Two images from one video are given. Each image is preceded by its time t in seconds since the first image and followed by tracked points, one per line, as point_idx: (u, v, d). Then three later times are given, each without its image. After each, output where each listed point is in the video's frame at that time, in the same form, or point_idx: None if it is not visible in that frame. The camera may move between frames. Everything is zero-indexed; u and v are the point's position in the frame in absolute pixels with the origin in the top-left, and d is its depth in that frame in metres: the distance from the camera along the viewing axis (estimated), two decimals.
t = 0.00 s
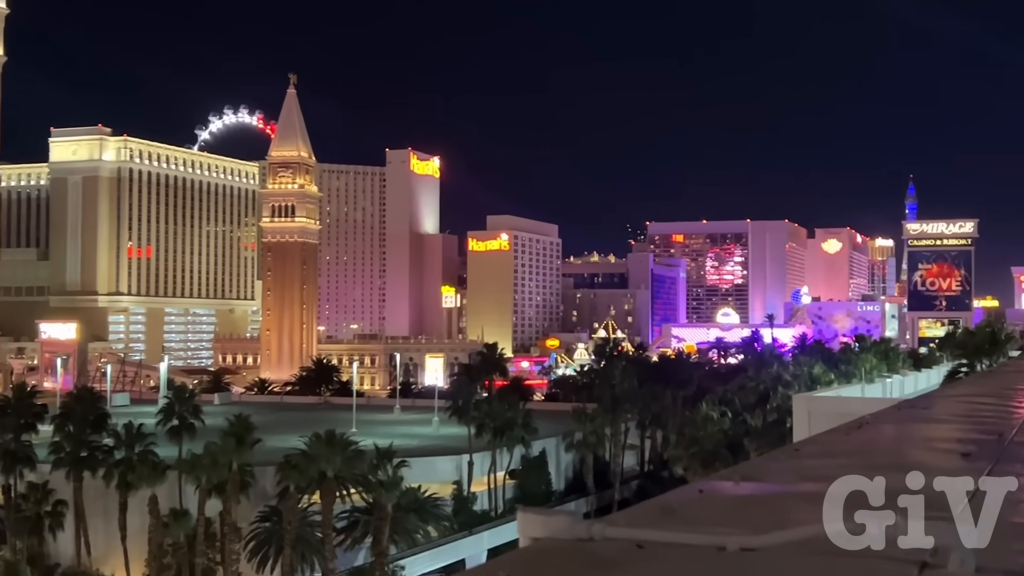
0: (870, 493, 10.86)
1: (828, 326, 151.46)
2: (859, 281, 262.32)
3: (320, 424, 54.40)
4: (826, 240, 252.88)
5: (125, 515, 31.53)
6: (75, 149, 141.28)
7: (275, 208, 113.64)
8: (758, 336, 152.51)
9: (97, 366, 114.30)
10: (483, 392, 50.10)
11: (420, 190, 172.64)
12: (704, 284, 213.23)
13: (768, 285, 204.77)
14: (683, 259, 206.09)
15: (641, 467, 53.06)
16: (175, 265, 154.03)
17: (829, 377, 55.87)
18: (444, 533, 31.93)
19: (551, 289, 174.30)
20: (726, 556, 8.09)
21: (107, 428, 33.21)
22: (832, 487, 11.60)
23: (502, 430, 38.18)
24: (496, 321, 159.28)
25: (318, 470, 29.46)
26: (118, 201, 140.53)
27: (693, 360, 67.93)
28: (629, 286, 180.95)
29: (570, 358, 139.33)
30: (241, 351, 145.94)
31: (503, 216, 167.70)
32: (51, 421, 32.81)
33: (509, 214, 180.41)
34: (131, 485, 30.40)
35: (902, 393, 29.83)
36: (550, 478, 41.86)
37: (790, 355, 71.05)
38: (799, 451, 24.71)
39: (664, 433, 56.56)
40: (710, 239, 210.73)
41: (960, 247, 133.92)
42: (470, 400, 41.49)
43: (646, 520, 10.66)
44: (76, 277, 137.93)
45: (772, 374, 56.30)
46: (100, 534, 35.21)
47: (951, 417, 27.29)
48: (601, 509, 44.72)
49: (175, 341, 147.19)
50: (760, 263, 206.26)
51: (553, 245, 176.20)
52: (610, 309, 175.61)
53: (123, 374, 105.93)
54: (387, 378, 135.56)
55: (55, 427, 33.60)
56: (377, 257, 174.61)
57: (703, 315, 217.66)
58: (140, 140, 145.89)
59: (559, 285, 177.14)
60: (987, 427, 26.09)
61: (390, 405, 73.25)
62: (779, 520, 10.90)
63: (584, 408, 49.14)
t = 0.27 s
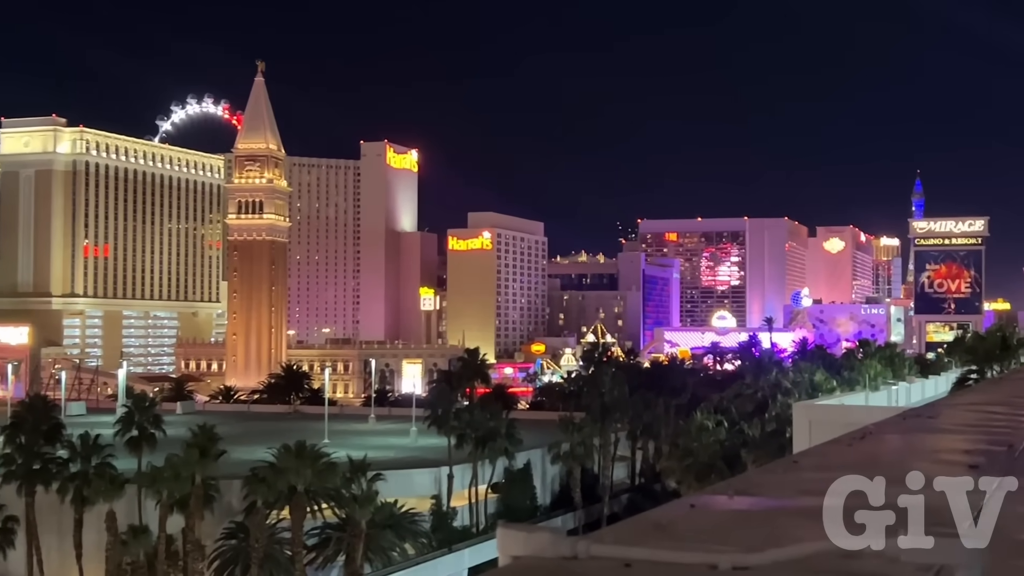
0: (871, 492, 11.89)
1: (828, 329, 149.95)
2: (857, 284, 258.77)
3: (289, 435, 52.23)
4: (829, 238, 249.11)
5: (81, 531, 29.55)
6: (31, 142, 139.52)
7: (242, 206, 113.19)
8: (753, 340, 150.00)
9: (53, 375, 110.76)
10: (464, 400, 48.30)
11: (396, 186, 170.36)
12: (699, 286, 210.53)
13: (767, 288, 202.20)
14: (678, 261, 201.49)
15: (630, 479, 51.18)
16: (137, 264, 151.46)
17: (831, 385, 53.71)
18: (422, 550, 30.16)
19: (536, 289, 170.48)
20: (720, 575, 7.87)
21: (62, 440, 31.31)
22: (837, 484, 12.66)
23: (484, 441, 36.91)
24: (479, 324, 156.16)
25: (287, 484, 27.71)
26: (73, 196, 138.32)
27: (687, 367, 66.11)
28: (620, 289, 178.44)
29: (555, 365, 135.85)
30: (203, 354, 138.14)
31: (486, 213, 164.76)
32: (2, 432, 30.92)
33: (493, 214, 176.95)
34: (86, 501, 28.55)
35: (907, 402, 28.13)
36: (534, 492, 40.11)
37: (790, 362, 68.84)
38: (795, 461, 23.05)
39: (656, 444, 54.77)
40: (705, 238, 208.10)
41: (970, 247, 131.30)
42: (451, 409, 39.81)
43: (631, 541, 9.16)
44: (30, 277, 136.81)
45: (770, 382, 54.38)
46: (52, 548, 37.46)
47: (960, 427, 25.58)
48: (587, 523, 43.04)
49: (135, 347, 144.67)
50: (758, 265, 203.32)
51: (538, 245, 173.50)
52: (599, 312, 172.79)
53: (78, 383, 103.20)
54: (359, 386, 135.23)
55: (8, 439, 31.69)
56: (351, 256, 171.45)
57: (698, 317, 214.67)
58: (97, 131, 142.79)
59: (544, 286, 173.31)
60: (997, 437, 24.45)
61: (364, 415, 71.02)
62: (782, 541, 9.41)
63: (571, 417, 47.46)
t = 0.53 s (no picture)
0: (872, 490, 12.03)
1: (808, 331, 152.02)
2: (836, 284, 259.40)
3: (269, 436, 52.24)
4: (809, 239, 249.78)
5: (59, 531, 29.43)
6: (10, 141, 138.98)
7: (220, 206, 112.42)
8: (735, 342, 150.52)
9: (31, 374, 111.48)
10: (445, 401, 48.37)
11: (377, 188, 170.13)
12: (678, 288, 211.68)
13: (747, 289, 202.06)
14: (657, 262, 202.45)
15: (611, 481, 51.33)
16: (117, 264, 151.11)
17: (808, 386, 53.98)
18: (401, 552, 30.10)
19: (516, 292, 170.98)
20: None
21: (40, 442, 31.21)
22: (835, 485, 12.76)
23: (464, 443, 37.27)
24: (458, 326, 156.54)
25: (267, 486, 27.61)
26: (52, 195, 137.71)
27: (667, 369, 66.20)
28: (601, 290, 178.41)
29: (536, 366, 136.24)
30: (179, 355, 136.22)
31: (466, 214, 164.38)
32: None
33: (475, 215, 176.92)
34: (64, 502, 28.42)
35: (888, 404, 28.18)
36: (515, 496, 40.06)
37: (769, 363, 69.18)
38: (772, 463, 23.16)
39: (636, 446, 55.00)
40: (686, 239, 208.25)
41: (949, 248, 131.90)
42: (432, 410, 39.89)
43: (609, 543, 9.21)
44: (8, 277, 136.83)
45: (750, 384, 54.64)
46: (30, 549, 37.67)
47: (937, 428, 25.76)
48: (568, 525, 43.15)
49: (114, 349, 145.08)
50: (739, 266, 203.82)
51: (517, 246, 173.44)
52: (579, 313, 172.96)
53: (55, 384, 103.08)
54: (340, 389, 134.50)
55: None
56: (331, 257, 170.95)
57: (680, 319, 215.38)
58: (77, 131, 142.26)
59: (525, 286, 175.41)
60: (973, 438, 24.61)
61: (344, 416, 71.06)
62: (758, 542, 9.51)
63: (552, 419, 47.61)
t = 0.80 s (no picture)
0: (871, 491, 12.05)
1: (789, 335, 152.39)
2: (819, 286, 259.79)
3: (249, 438, 52.12)
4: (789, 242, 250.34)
5: (36, 533, 29.30)
6: None
7: (200, 205, 113.04)
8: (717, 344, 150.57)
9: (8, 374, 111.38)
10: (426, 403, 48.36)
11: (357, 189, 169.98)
12: (658, 290, 212.39)
13: (727, 292, 203.25)
14: (638, 263, 202.75)
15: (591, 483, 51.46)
16: (96, 265, 150.99)
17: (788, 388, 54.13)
18: (380, 554, 29.99)
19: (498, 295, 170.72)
20: None
21: (16, 445, 31.07)
22: (835, 484, 12.78)
23: (444, 445, 37.27)
24: (439, 327, 156.60)
25: (245, 488, 27.52)
26: (31, 195, 138.37)
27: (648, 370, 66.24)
28: (581, 292, 178.44)
29: (517, 367, 135.89)
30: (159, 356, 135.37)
31: (446, 215, 163.86)
32: None
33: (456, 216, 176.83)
34: (41, 504, 28.22)
35: (865, 406, 28.25)
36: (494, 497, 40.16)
37: (751, 364, 69.17)
38: (750, 463, 23.18)
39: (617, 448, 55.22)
40: (666, 241, 205.90)
41: (927, 251, 129.50)
42: (412, 412, 39.87)
43: (584, 544, 9.15)
44: None
45: (730, 385, 54.78)
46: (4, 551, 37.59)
47: (914, 430, 25.84)
48: (547, 527, 43.26)
49: (91, 349, 143.96)
50: (718, 267, 204.59)
51: (499, 248, 172.12)
52: (561, 315, 172.91)
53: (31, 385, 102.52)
54: (320, 390, 133.75)
55: None
56: (310, 259, 170.76)
57: (660, 321, 215.94)
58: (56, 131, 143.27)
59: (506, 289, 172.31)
60: (950, 440, 24.67)
61: (326, 417, 70.97)
62: (732, 543, 9.51)
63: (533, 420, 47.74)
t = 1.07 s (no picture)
0: (872, 492, 12.43)
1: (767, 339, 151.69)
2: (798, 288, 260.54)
3: (226, 439, 52.10)
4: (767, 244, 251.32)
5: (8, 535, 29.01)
6: None
7: (179, 208, 113.19)
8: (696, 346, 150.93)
9: None
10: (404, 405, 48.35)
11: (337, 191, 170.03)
12: (636, 292, 213.47)
13: (705, 294, 204.10)
14: (617, 265, 203.63)
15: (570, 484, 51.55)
16: (73, 265, 150.18)
17: (765, 391, 54.48)
18: (357, 556, 29.97)
19: (476, 298, 171.12)
20: None
21: None
22: (837, 487, 13.22)
23: (422, 446, 37.27)
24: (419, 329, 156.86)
25: (223, 489, 27.49)
26: (6, 194, 138.11)
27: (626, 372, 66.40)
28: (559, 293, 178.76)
29: (496, 369, 135.86)
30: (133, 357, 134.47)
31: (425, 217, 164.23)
32: None
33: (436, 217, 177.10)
34: (16, 505, 27.98)
35: (843, 408, 28.35)
36: (472, 498, 40.17)
37: (729, 366, 69.35)
38: (727, 465, 23.33)
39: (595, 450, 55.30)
40: (644, 244, 210.10)
41: (904, 254, 128.10)
42: (391, 413, 39.93)
43: (560, 545, 9.37)
44: None
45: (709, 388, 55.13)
46: None
47: (891, 431, 25.99)
48: (525, 528, 43.40)
49: (68, 350, 140.50)
50: (696, 269, 205.49)
51: (477, 249, 172.47)
52: (539, 317, 173.50)
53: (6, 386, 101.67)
54: (298, 392, 133.10)
55: None
56: (290, 263, 170.09)
57: (638, 323, 216.25)
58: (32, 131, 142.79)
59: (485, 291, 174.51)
60: (926, 442, 24.84)
61: (303, 419, 70.79)
62: (705, 544, 9.74)
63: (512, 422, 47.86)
